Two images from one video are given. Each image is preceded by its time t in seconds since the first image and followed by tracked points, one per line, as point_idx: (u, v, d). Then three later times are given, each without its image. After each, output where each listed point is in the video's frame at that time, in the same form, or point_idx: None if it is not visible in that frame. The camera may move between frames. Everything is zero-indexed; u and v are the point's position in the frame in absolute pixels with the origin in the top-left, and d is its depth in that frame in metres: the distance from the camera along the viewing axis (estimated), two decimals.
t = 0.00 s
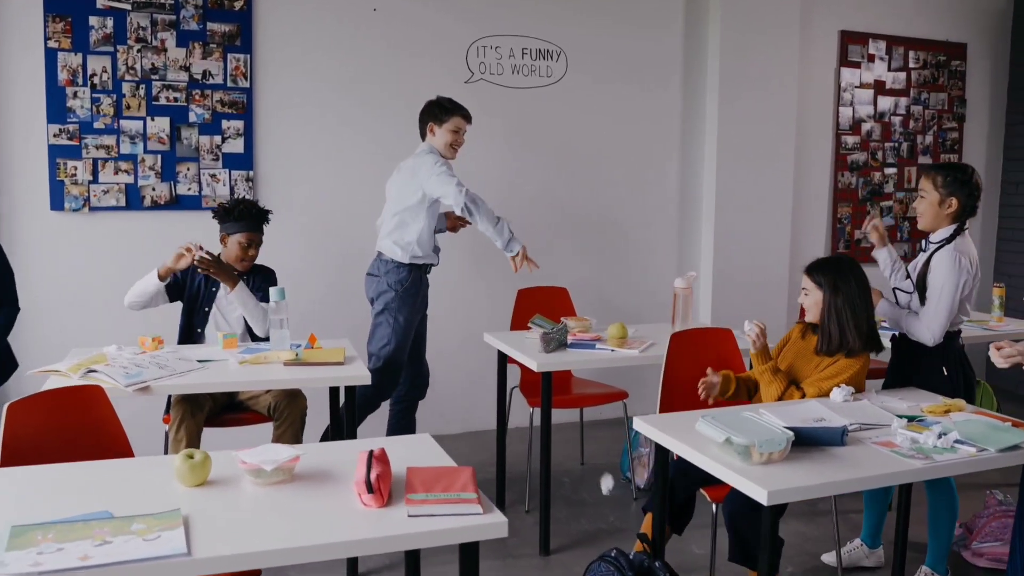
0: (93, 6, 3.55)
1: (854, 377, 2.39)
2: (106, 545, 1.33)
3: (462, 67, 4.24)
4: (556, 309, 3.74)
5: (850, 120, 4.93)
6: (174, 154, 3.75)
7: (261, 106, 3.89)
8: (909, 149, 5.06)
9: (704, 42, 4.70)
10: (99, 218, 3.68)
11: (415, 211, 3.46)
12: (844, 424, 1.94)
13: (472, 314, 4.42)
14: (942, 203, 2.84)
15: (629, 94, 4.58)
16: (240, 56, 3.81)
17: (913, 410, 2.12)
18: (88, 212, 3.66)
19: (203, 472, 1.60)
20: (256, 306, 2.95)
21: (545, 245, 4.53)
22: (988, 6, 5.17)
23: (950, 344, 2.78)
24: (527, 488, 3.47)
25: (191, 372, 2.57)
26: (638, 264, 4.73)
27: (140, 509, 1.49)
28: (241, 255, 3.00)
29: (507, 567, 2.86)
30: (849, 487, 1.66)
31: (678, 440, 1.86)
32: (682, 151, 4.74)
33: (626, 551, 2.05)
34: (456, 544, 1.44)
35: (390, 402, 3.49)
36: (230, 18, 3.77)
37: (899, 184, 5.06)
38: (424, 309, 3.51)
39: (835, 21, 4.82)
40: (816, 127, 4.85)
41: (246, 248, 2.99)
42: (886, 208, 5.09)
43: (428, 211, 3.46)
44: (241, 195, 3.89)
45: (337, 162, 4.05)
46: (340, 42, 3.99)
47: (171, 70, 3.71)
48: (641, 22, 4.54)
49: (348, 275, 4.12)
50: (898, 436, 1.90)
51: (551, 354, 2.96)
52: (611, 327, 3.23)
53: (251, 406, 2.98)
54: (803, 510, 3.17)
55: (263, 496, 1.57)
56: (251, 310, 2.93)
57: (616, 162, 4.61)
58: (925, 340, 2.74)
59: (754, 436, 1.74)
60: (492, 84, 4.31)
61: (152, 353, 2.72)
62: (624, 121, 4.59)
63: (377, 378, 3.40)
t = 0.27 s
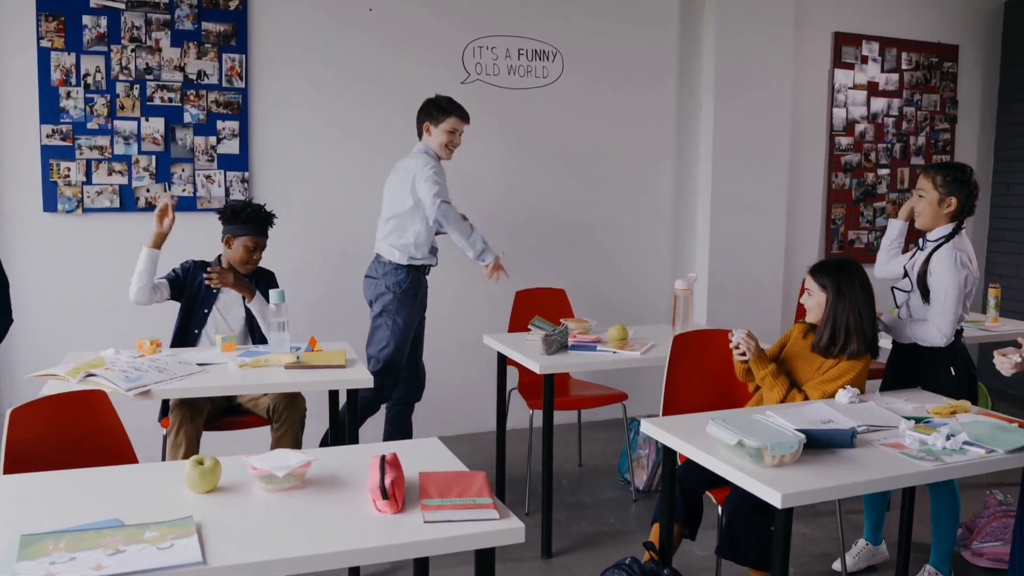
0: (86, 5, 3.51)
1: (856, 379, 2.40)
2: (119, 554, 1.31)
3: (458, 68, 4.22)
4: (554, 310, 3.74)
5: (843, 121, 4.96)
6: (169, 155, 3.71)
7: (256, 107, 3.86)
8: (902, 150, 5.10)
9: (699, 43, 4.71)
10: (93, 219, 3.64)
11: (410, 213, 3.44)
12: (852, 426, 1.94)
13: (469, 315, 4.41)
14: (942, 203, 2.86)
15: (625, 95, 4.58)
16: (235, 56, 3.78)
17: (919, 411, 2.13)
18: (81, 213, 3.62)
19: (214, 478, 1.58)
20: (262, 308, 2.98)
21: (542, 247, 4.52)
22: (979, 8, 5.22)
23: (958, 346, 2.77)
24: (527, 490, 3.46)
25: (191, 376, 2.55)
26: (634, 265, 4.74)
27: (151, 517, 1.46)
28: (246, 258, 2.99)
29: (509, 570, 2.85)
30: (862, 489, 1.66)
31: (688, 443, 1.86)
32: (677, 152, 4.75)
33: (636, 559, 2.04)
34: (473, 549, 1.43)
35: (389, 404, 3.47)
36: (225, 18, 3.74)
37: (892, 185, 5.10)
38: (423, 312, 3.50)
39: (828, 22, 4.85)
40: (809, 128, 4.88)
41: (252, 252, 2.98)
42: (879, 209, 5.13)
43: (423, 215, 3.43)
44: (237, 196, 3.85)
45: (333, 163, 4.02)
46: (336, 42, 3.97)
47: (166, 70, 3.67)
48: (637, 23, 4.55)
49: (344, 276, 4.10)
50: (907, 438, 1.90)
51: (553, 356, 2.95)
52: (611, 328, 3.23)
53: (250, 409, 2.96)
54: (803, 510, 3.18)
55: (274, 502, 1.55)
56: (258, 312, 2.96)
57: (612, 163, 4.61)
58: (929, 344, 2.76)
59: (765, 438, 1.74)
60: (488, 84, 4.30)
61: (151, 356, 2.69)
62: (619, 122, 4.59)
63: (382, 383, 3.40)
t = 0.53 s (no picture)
0: (79, 5, 3.48)
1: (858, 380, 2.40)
2: (133, 564, 1.30)
3: (453, 69, 4.21)
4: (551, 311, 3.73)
5: (836, 123, 4.99)
6: (163, 157, 3.68)
7: (252, 107, 3.83)
8: (894, 151, 5.14)
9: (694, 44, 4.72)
10: (86, 221, 3.60)
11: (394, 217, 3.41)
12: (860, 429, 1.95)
13: (465, 317, 4.40)
14: (929, 202, 2.86)
15: (620, 96, 4.58)
16: (230, 57, 3.75)
17: (923, 413, 2.14)
18: (74, 215, 3.58)
19: (224, 486, 1.56)
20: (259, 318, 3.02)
21: (538, 248, 4.51)
22: (969, 11, 5.26)
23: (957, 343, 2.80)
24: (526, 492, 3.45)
25: (191, 380, 2.52)
26: (629, 266, 4.74)
27: (163, 526, 1.45)
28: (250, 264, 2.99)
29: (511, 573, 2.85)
30: (873, 492, 1.67)
31: (698, 447, 1.86)
32: (672, 153, 4.75)
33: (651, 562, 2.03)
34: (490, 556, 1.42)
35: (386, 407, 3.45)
36: (220, 18, 3.71)
37: (884, 186, 5.14)
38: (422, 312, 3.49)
39: (822, 24, 4.87)
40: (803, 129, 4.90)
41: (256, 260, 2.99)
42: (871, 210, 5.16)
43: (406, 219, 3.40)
44: (231, 198, 3.82)
45: (329, 164, 3.99)
46: (331, 42, 3.94)
47: (160, 71, 3.64)
48: (632, 24, 4.55)
49: (340, 279, 4.07)
50: (914, 440, 1.91)
51: (555, 359, 2.95)
52: (611, 330, 3.23)
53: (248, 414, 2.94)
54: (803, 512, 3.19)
55: (287, 510, 1.54)
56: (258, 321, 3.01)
57: (607, 164, 4.61)
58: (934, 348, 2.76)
59: (777, 441, 1.74)
60: (484, 85, 4.29)
61: (150, 360, 2.66)
62: (615, 123, 4.59)
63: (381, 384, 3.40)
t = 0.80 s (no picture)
0: (72, 5, 3.45)
1: (857, 382, 2.37)
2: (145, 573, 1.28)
3: (448, 70, 4.20)
4: (548, 312, 3.73)
5: (829, 124, 5.02)
6: (157, 158, 3.65)
7: (246, 109, 3.80)
8: (886, 152, 5.18)
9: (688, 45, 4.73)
10: (79, 224, 3.57)
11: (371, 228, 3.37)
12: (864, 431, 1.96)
13: (461, 319, 4.39)
14: (911, 203, 2.84)
15: (615, 97, 4.59)
16: (225, 58, 3.73)
17: (924, 414, 2.15)
18: (67, 218, 3.55)
19: (233, 492, 1.55)
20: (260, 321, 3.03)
21: (533, 249, 4.51)
22: (960, 12, 5.31)
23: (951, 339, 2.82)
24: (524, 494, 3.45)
25: (191, 385, 2.50)
26: (624, 267, 4.75)
27: (171, 535, 1.43)
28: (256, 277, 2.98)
29: None
30: (881, 495, 1.67)
31: (706, 450, 1.86)
32: (667, 154, 4.76)
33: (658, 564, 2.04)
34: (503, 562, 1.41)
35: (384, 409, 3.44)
36: (214, 19, 3.69)
37: (876, 186, 5.18)
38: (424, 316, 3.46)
39: (814, 25, 4.90)
40: (796, 130, 4.93)
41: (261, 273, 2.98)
42: (863, 210, 5.20)
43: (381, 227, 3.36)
44: (226, 200, 3.79)
45: (324, 165, 3.97)
46: (326, 43, 3.92)
47: (153, 72, 3.61)
48: (627, 25, 4.56)
49: (336, 281, 4.05)
50: (919, 442, 1.92)
51: (555, 361, 2.94)
52: (610, 332, 3.23)
53: (253, 417, 2.92)
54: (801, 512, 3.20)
55: (297, 516, 1.53)
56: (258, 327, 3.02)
57: (602, 165, 4.61)
58: (942, 348, 2.71)
59: (784, 444, 1.74)
60: (479, 86, 4.28)
61: (148, 365, 2.64)
62: (609, 124, 4.60)
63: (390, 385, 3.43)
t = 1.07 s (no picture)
0: (63, 4, 3.41)
1: (857, 383, 2.37)
2: None
3: (442, 71, 4.19)
4: (543, 313, 3.73)
5: (820, 125, 5.05)
6: (149, 159, 3.61)
7: (239, 109, 3.77)
8: (875, 153, 5.22)
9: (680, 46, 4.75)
10: (70, 225, 3.53)
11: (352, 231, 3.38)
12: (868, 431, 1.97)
13: (456, 320, 4.38)
14: (899, 204, 2.76)
15: (608, 98, 4.59)
16: (217, 58, 3.70)
17: (925, 414, 2.16)
18: (58, 219, 3.51)
19: (242, 499, 1.53)
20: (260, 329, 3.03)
21: (527, 250, 4.51)
22: (947, 15, 5.36)
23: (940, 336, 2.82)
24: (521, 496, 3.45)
25: (189, 389, 2.47)
26: (617, 268, 4.75)
27: (182, 542, 1.41)
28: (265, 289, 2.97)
29: None
30: (889, 495, 1.68)
31: (713, 453, 1.86)
32: (660, 155, 4.77)
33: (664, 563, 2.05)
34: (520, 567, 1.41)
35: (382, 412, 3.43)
36: (206, 19, 3.66)
37: (865, 187, 5.22)
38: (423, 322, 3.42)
39: (805, 27, 4.93)
40: (787, 130, 4.96)
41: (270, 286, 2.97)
42: (853, 211, 5.24)
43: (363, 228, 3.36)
44: (219, 201, 3.76)
45: (318, 167, 3.95)
46: (319, 43, 3.90)
47: (146, 72, 3.57)
48: (620, 26, 4.56)
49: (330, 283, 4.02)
50: (923, 442, 1.93)
51: (554, 363, 2.94)
52: (607, 333, 3.24)
53: (252, 419, 2.90)
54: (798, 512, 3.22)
55: (308, 522, 1.51)
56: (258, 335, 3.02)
57: (595, 166, 4.62)
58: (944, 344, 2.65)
59: (793, 446, 1.75)
60: (473, 87, 4.27)
61: (144, 368, 2.61)
62: (603, 124, 4.60)
63: (387, 390, 3.41)
